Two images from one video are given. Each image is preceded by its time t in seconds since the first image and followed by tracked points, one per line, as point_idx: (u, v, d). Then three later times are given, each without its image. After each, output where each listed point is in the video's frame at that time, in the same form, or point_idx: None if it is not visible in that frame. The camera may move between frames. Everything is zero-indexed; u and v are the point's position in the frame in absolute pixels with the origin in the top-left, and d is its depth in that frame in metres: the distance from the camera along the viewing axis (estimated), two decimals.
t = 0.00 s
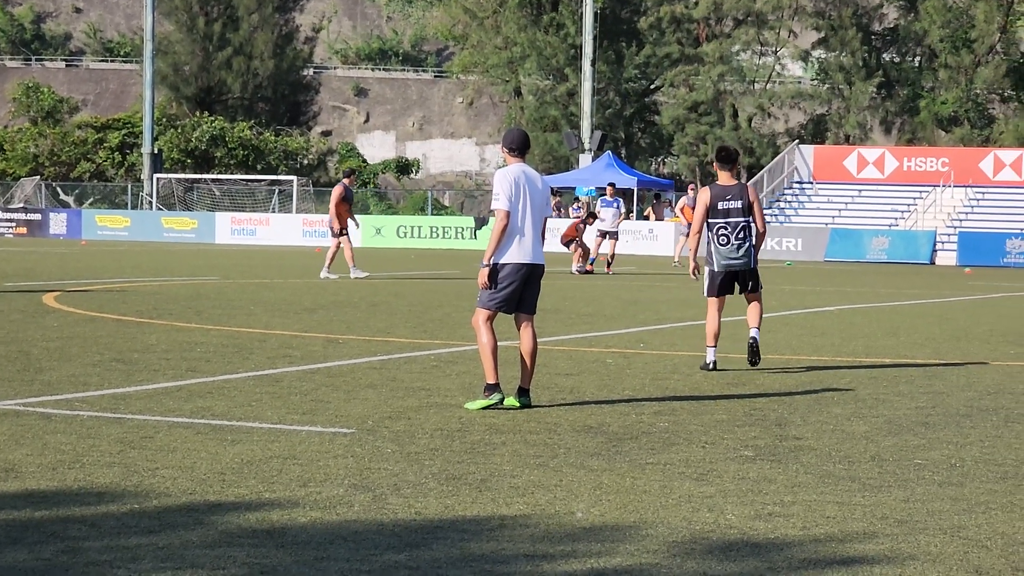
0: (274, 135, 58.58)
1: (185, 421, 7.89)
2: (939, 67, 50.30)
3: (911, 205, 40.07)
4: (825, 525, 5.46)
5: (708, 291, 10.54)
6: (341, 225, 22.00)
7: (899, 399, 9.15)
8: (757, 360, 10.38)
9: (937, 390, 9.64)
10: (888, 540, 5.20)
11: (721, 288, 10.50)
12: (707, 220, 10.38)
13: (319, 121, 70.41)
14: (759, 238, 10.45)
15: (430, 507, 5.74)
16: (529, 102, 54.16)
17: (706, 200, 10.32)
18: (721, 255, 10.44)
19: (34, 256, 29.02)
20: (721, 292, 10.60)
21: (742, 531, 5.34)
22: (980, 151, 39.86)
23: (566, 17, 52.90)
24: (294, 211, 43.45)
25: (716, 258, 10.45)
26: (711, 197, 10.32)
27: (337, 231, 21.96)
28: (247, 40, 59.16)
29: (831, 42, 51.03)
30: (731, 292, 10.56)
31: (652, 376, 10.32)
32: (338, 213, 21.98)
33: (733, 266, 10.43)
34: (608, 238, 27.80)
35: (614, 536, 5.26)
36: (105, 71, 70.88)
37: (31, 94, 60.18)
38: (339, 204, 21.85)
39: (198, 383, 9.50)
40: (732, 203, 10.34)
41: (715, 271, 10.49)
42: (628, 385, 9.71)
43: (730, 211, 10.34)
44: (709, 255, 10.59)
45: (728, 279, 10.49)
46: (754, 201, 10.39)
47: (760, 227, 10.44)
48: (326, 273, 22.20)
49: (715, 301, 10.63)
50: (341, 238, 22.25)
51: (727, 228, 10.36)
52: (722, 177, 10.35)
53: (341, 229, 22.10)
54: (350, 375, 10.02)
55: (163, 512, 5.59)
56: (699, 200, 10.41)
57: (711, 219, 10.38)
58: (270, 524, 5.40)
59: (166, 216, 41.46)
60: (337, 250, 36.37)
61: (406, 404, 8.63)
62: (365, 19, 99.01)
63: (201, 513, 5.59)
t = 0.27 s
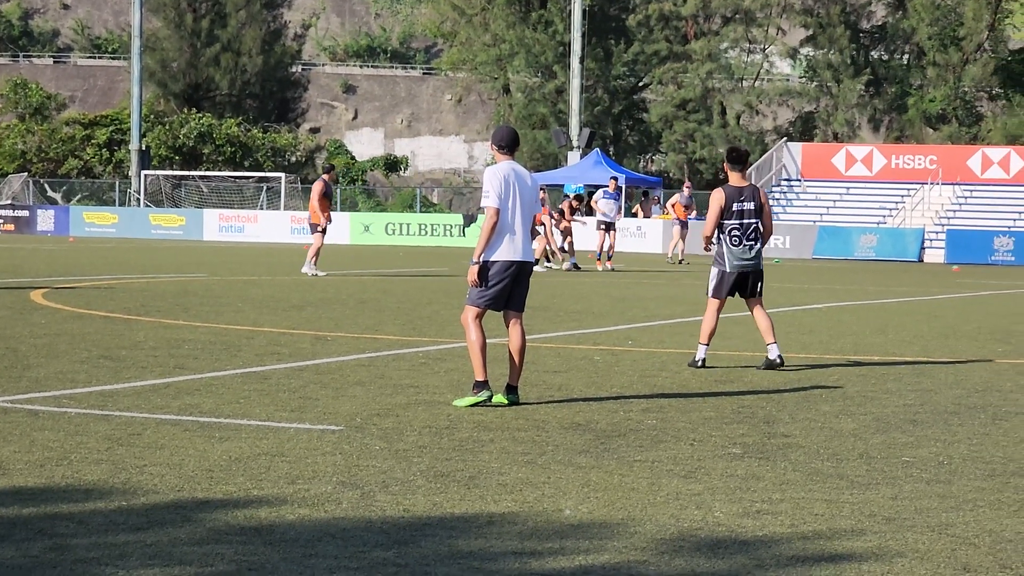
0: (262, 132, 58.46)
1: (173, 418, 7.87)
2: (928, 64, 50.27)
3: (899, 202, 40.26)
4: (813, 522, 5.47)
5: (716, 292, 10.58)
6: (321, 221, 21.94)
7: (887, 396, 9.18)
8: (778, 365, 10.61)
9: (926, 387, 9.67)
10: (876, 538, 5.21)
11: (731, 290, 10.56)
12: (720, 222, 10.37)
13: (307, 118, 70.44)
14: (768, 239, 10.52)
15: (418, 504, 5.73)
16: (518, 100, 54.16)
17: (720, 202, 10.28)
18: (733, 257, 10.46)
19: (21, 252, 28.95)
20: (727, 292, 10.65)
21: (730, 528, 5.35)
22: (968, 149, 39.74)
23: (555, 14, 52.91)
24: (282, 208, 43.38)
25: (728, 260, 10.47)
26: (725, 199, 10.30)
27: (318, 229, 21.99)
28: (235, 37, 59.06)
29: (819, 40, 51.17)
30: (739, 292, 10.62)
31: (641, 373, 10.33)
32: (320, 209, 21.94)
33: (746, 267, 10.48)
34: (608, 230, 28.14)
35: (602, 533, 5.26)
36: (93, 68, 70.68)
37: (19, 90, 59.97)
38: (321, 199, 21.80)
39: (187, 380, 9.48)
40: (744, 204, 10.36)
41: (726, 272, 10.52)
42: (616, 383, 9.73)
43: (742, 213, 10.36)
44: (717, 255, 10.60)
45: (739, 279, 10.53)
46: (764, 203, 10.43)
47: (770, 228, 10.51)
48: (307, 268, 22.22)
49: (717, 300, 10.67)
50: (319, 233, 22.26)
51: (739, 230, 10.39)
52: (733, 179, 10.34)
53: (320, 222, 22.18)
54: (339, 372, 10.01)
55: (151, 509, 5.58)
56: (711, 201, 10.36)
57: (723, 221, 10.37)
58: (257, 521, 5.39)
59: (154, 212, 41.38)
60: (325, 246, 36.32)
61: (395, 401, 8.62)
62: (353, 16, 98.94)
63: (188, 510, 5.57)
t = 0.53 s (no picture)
0: (250, 129, 58.34)
1: (161, 414, 7.86)
2: (916, 61, 50.34)
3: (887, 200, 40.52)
4: (801, 519, 5.47)
5: (730, 285, 10.48)
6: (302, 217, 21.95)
7: (875, 394, 9.20)
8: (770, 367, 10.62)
9: (913, 385, 9.69)
10: (864, 535, 5.22)
11: (748, 285, 10.47)
12: (741, 215, 10.41)
13: (295, 114, 70.41)
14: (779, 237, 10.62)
15: (406, 501, 5.72)
16: (506, 97, 54.08)
17: (742, 194, 10.36)
18: (750, 251, 10.46)
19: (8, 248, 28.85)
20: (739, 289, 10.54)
21: (718, 525, 5.35)
22: (955, 146, 39.65)
23: (543, 11, 52.88)
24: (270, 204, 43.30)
25: (746, 254, 10.44)
26: (746, 193, 10.40)
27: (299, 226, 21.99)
28: (223, 33, 58.93)
29: (807, 37, 51.26)
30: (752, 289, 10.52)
31: (629, 370, 10.34)
32: (302, 204, 21.94)
33: (764, 262, 10.48)
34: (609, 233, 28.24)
35: (589, 530, 5.26)
36: (82, 64, 70.51)
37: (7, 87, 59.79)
38: (303, 195, 21.79)
39: (174, 376, 9.46)
40: (761, 199, 10.49)
41: (743, 267, 10.46)
42: (604, 379, 9.74)
43: (760, 207, 10.48)
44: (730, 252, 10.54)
45: (755, 276, 10.46)
46: (776, 199, 10.62)
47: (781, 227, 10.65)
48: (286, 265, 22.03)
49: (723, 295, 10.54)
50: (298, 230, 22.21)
51: (758, 224, 10.47)
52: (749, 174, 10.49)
53: (300, 219, 22.13)
54: (326, 369, 10.00)
55: (139, 506, 5.57)
56: (731, 195, 10.40)
57: (744, 215, 10.43)
58: (245, 518, 5.38)
59: (142, 208, 41.26)
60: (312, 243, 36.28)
61: (383, 398, 8.62)
62: (341, 12, 98.85)
63: (176, 507, 5.56)
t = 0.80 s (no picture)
0: (238, 124, 58.19)
1: (149, 410, 7.84)
2: (905, 58, 50.63)
3: (875, 197, 40.52)
4: (789, 516, 5.48)
5: (739, 285, 10.55)
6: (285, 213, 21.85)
7: (863, 390, 9.22)
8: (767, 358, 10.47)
9: (901, 381, 9.72)
10: (852, 531, 5.23)
11: (756, 283, 10.56)
12: (751, 213, 10.41)
13: (284, 110, 70.32)
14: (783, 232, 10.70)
15: (394, 497, 5.72)
16: (495, 93, 53.94)
17: (752, 192, 10.36)
18: (758, 248, 10.53)
19: None
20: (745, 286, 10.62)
21: (707, 522, 5.36)
22: (942, 144, 39.76)
23: (532, 7, 52.90)
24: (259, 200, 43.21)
25: (754, 252, 10.50)
26: (755, 190, 10.40)
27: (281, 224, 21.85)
28: (212, 28, 58.82)
29: (796, 34, 51.33)
30: (759, 286, 10.61)
31: (618, 366, 10.35)
32: (283, 201, 21.83)
33: (770, 260, 10.58)
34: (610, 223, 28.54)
35: (578, 526, 5.26)
36: (70, 59, 70.26)
37: None
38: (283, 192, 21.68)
39: (163, 372, 9.44)
40: (769, 196, 10.52)
41: (751, 265, 10.55)
42: (593, 375, 9.74)
43: (768, 204, 10.51)
44: (737, 249, 10.58)
45: (761, 274, 10.57)
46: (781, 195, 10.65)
47: (785, 223, 10.72)
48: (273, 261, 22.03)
49: (735, 294, 10.59)
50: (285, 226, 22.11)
51: (766, 222, 10.50)
52: (757, 170, 10.46)
53: (284, 216, 22.00)
54: (315, 365, 9.99)
55: (126, 502, 5.55)
56: (740, 192, 10.38)
57: (753, 212, 10.43)
58: (234, 514, 5.37)
59: (130, 204, 41.15)
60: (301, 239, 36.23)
61: (372, 394, 8.61)
62: (330, 8, 98.75)
63: (164, 503, 5.55)
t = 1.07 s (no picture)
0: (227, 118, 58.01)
1: (137, 403, 7.82)
2: (893, 53, 51.02)
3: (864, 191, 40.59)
4: (777, 510, 5.49)
5: (760, 282, 10.43)
6: (278, 207, 21.83)
7: (851, 384, 9.24)
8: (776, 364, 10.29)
9: (890, 375, 9.74)
10: (840, 526, 5.24)
11: (770, 279, 10.47)
12: (751, 209, 10.42)
13: (272, 104, 70.18)
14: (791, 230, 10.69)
15: (383, 490, 5.72)
16: (484, 87, 53.74)
17: (752, 188, 10.39)
18: (765, 245, 10.50)
19: None
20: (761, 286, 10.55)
21: (694, 516, 5.37)
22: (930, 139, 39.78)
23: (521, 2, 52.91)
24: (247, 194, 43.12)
25: (763, 248, 10.47)
26: (755, 186, 10.42)
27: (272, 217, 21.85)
28: (200, 21, 58.71)
29: (785, 28, 51.40)
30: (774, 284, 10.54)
31: (606, 360, 10.36)
32: (276, 194, 21.80)
33: (778, 255, 10.54)
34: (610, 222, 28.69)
35: (566, 519, 5.27)
36: (58, 52, 69.94)
37: None
38: (275, 185, 21.65)
39: (151, 365, 9.42)
40: (772, 192, 10.52)
41: (761, 262, 10.49)
42: (581, 370, 9.75)
43: (771, 200, 10.50)
44: (746, 250, 10.55)
45: (772, 270, 10.51)
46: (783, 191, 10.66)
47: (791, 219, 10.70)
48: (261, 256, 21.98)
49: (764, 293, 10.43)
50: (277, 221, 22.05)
51: (769, 218, 10.49)
52: (757, 168, 10.50)
53: (275, 210, 21.94)
54: (304, 359, 9.99)
55: (114, 495, 5.54)
56: (740, 189, 10.41)
57: (754, 208, 10.45)
58: (223, 508, 5.36)
59: (118, 197, 41.03)
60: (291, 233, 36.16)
61: (360, 388, 8.61)
62: (318, 3, 98.56)
63: (153, 497, 5.53)
